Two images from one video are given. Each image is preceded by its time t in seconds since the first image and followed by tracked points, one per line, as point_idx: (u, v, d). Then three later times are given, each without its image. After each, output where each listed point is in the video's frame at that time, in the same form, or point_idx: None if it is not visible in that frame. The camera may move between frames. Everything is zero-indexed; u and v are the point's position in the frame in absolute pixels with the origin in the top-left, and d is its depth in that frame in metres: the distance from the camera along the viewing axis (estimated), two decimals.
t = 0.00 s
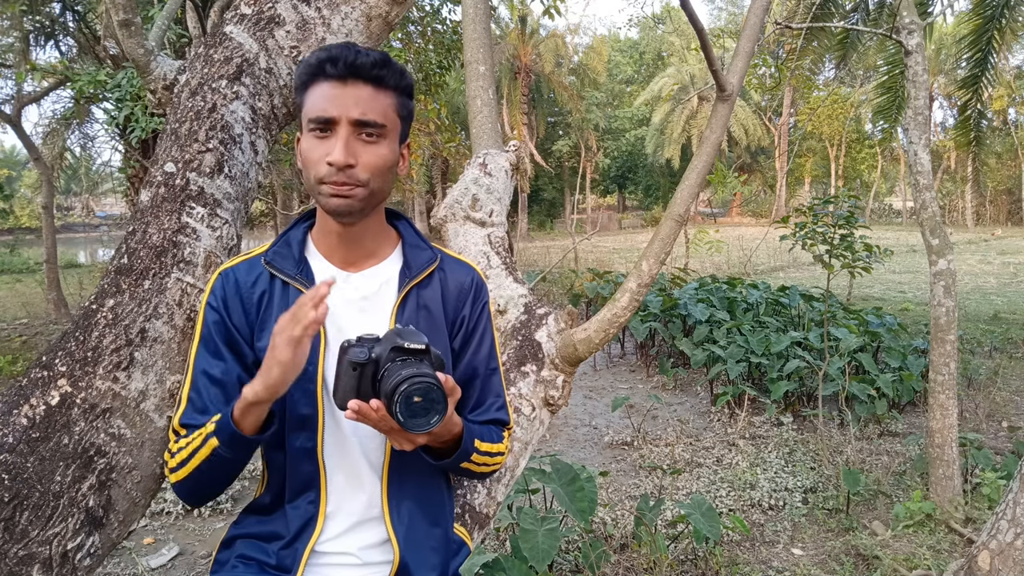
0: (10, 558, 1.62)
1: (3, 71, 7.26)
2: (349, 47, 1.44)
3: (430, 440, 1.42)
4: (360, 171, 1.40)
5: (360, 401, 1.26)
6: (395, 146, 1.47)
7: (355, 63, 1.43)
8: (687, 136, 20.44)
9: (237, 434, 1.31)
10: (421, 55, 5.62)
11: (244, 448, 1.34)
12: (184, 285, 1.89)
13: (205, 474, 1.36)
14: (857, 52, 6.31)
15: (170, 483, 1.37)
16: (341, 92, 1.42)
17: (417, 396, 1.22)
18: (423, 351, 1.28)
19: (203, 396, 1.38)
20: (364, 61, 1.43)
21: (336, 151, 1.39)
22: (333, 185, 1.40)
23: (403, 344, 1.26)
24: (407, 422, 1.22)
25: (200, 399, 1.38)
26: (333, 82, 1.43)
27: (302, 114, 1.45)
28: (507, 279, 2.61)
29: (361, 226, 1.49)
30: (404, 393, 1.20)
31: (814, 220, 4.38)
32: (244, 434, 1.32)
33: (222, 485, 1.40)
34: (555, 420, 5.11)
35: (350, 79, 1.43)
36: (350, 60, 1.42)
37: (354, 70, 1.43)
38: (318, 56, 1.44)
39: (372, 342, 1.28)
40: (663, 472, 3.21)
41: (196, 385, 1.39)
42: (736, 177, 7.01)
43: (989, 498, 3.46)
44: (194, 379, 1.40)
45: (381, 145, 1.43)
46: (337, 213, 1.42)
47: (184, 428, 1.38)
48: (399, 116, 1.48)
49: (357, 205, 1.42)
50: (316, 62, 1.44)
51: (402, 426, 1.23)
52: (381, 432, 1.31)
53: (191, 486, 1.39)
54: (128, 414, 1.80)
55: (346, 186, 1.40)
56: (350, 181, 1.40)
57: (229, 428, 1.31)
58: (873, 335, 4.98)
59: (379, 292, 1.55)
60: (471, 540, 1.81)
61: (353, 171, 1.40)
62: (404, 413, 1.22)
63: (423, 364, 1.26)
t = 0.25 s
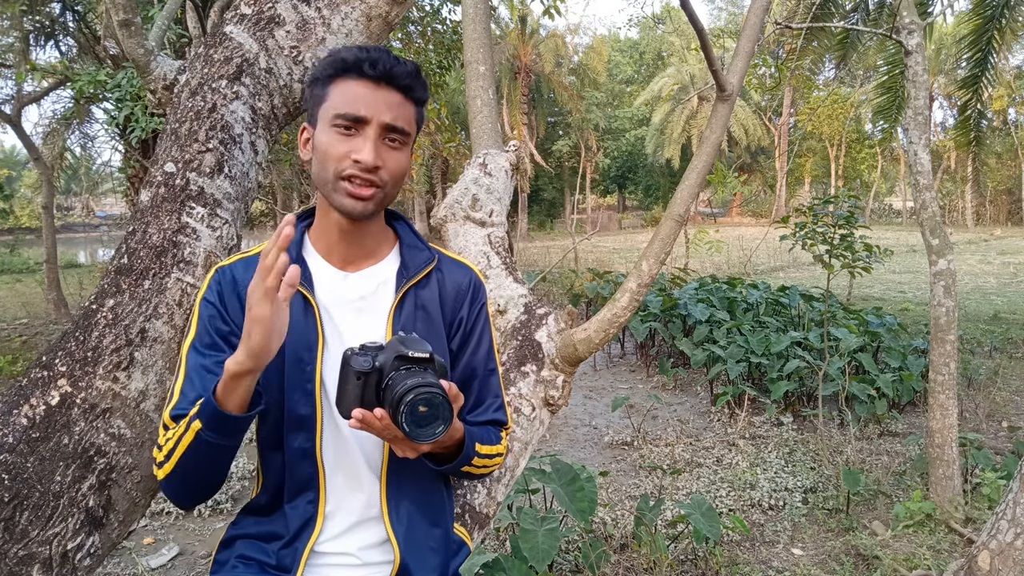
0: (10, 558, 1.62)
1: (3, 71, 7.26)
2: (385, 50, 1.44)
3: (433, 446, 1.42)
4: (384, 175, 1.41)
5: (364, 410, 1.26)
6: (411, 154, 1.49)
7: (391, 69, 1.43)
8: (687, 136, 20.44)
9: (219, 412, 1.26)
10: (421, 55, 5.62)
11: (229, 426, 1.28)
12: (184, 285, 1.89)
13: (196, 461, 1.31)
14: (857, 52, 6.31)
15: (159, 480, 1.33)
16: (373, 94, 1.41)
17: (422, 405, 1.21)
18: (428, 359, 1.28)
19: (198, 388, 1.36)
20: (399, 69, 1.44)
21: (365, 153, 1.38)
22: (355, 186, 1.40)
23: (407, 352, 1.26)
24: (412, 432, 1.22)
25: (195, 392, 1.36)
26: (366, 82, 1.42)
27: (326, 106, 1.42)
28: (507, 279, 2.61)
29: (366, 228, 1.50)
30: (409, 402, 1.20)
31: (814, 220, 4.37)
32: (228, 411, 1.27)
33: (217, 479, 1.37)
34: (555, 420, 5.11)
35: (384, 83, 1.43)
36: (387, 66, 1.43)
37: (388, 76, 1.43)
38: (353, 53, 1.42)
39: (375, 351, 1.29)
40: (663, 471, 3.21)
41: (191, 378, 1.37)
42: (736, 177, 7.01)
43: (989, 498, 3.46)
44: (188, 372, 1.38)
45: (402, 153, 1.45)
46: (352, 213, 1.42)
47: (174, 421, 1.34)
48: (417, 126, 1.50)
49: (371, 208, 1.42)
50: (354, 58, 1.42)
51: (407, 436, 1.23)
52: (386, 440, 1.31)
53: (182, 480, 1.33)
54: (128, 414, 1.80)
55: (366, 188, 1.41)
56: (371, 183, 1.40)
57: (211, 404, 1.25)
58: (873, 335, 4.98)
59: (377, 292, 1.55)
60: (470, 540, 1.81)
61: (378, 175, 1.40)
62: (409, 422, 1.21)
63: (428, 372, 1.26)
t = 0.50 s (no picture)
0: (10, 558, 1.62)
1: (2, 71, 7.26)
2: (378, 54, 1.42)
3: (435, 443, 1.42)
4: (389, 183, 1.42)
5: (368, 403, 1.25)
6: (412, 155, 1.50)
7: (387, 73, 1.42)
8: (687, 136, 20.44)
9: (250, 439, 1.28)
10: (421, 55, 5.62)
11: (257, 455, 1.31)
12: (184, 285, 1.89)
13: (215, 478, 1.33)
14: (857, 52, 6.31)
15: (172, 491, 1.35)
16: (372, 100, 1.41)
17: (427, 395, 1.22)
18: (429, 351, 1.28)
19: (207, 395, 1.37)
20: (394, 71, 1.43)
21: (370, 163, 1.38)
22: (361, 195, 1.41)
23: (410, 345, 1.26)
24: (417, 421, 1.23)
25: (203, 397, 1.37)
26: (363, 89, 1.41)
27: (326, 116, 1.41)
28: (507, 279, 2.60)
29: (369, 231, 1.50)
30: (414, 392, 1.21)
31: (814, 220, 4.37)
32: (258, 440, 1.29)
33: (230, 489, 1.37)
34: (555, 420, 5.11)
35: (380, 89, 1.42)
36: (382, 70, 1.42)
37: (384, 80, 1.42)
38: (348, 60, 1.40)
39: (377, 345, 1.28)
40: (664, 471, 3.21)
41: (198, 384, 1.38)
42: (736, 177, 7.01)
43: (989, 498, 3.46)
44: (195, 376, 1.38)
45: (404, 157, 1.46)
46: (360, 222, 1.43)
47: (185, 429, 1.37)
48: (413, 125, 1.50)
49: (380, 216, 1.43)
50: (348, 66, 1.40)
51: (412, 425, 1.24)
52: (388, 433, 1.31)
53: (198, 490, 1.35)
54: (128, 414, 1.80)
55: (374, 198, 1.41)
56: (378, 192, 1.41)
57: (241, 432, 1.28)
58: (873, 335, 4.98)
59: (379, 292, 1.55)
60: (471, 539, 1.81)
61: (383, 182, 1.41)
62: (415, 412, 1.23)
63: (430, 363, 1.27)
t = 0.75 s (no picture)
0: (10, 558, 1.62)
1: (2, 71, 7.26)
2: (370, 55, 1.41)
3: (432, 446, 1.42)
4: (386, 185, 1.42)
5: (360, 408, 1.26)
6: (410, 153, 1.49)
7: (379, 74, 1.41)
8: (687, 136, 20.45)
9: (260, 476, 1.32)
10: (421, 54, 5.62)
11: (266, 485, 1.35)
12: (184, 285, 1.89)
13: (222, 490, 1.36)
14: (857, 52, 6.31)
15: (178, 495, 1.37)
16: (366, 102, 1.40)
17: (417, 402, 1.21)
18: (421, 357, 1.27)
19: (210, 401, 1.39)
20: (387, 71, 1.41)
21: (366, 166, 1.38)
22: (359, 198, 1.41)
23: (401, 350, 1.26)
24: (407, 429, 1.22)
25: (206, 403, 1.39)
26: (356, 91, 1.40)
27: (320, 120, 1.41)
28: (507, 279, 2.60)
29: (369, 233, 1.51)
30: (403, 398, 1.20)
31: (814, 220, 4.38)
32: (266, 475, 1.33)
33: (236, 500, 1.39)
34: (555, 420, 5.11)
35: (373, 90, 1.41)
36: (375, 71, 1.40)
37: (378, 81, 1.41)
38: (340, 63, 1.40)
39: (371, 349, 1.28)
40: (664, 472, 3.21)
41: (201, 390, 1.39)
42: (736, 177, 7.01)
43: (989, 498, 3.46)
44: (198, 382, 1.40)
45: (401, 156, 1.45)
46: (359, 224, 1.43)
47: (190, 435, 1.38)
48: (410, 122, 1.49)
49: (378, 217, 1.44)
50: (339, 69, 1.40)
51: (402, 431, 1.22)
52: (383, 437, 1.32)
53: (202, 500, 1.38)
54: (128, 414, 1.80)
55: (371, 199, 1.42)
56: (375, 194, 1.41)
57: (252, 468, 1.32)
58: (873, 335, 4.98)
59: (380, 293, 1.55)
60: (471, 539, 1.81)
61: (380, 184, 1.41)
62: (404, 418, 1.21)
63: (422, 369, 1.26)
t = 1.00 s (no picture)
0: (10, 558, 1.62)
1: (2, 71, 7.26)
2: (391, 56, 1.43)
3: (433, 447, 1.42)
4: (389, 185, 1.41)
5: (362, 407, 1.26)
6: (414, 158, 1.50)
7: (397, 75, 1.42)
8: (687, 136, 20.44)
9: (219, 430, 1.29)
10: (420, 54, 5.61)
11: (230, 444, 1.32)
12: (184, 285, 1.89)
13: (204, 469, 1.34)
14: (857, 52, 6.31)
15: (171, 488, 1.37)
16: (380, 101, 1.41)
17: (419, 399, 1.22)
18: (423, 356, 1.28)
19: (198, 399, 1.38)
20: (405, 76, 1.43)
21: (372, 163, 1.38)
22: (361, 194, 1.40)
23: (403, 350, 1.26)
24: (410, 425, 1.23)
25: (196, 403, 1.38)
26: (372, 89, 1.41)
27: (333, 112, 1.41)
28: (507, 279, 2.61)
29: (367, 232, 1.50)
30: (405, 395, 1.21)
31: (814, 220, 4.37)
32: (227, 431, 1.30)
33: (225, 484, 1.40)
34: (555, 420, 5.11)
35: (389, 90, 1.42)
36: (394, 72, 1.42)
37: (395, 82, 1.43)
38: (363, 58, 1.41)
39: (371, 349, 1.29)
40: (664, 471, 3.21)
41: (191, 389, 1.38)
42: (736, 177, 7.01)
43: (989, 498, 3.46)
44: (190, 383, 1.39)
45: (407, 159, 1.46)
46: (358, 220, 1.43)
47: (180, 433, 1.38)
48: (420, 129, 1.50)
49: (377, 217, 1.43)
50: (359, 64, 1.41)
51: (406, 429, 1.23)
52: (384, 438, 1.31)
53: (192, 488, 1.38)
54: (128, 414, 1.80)
55: (372, 197, 1.41)
56: (377, 193, 1.41)
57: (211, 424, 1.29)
58: (873, 335, 4.98)
59: (378, 293, 1.55)
60: (470, 539, 1.81)
61: (384, 183, 1.41)
62: (407, 417, 1.22)
63: (424, 367, 1.27)
